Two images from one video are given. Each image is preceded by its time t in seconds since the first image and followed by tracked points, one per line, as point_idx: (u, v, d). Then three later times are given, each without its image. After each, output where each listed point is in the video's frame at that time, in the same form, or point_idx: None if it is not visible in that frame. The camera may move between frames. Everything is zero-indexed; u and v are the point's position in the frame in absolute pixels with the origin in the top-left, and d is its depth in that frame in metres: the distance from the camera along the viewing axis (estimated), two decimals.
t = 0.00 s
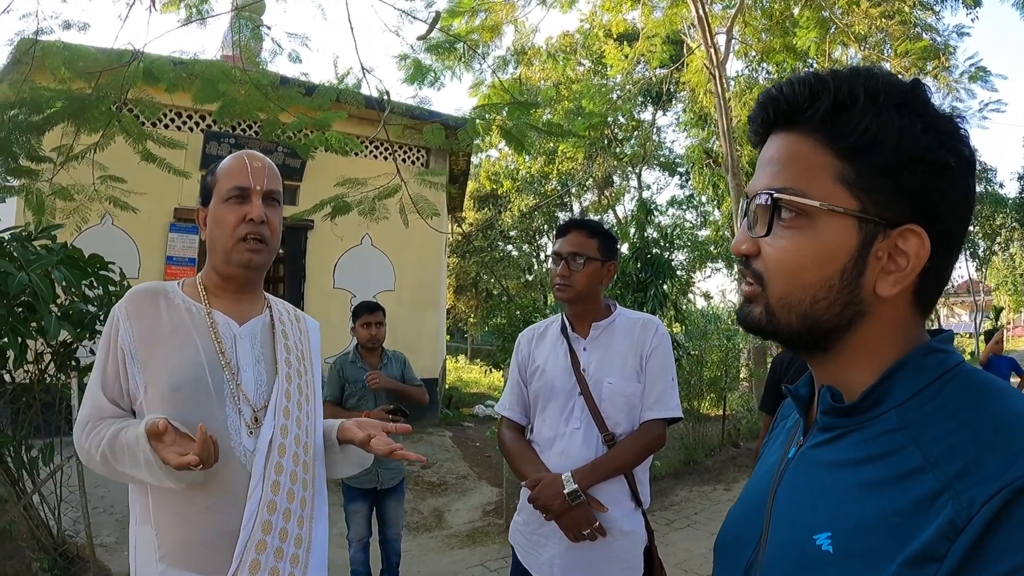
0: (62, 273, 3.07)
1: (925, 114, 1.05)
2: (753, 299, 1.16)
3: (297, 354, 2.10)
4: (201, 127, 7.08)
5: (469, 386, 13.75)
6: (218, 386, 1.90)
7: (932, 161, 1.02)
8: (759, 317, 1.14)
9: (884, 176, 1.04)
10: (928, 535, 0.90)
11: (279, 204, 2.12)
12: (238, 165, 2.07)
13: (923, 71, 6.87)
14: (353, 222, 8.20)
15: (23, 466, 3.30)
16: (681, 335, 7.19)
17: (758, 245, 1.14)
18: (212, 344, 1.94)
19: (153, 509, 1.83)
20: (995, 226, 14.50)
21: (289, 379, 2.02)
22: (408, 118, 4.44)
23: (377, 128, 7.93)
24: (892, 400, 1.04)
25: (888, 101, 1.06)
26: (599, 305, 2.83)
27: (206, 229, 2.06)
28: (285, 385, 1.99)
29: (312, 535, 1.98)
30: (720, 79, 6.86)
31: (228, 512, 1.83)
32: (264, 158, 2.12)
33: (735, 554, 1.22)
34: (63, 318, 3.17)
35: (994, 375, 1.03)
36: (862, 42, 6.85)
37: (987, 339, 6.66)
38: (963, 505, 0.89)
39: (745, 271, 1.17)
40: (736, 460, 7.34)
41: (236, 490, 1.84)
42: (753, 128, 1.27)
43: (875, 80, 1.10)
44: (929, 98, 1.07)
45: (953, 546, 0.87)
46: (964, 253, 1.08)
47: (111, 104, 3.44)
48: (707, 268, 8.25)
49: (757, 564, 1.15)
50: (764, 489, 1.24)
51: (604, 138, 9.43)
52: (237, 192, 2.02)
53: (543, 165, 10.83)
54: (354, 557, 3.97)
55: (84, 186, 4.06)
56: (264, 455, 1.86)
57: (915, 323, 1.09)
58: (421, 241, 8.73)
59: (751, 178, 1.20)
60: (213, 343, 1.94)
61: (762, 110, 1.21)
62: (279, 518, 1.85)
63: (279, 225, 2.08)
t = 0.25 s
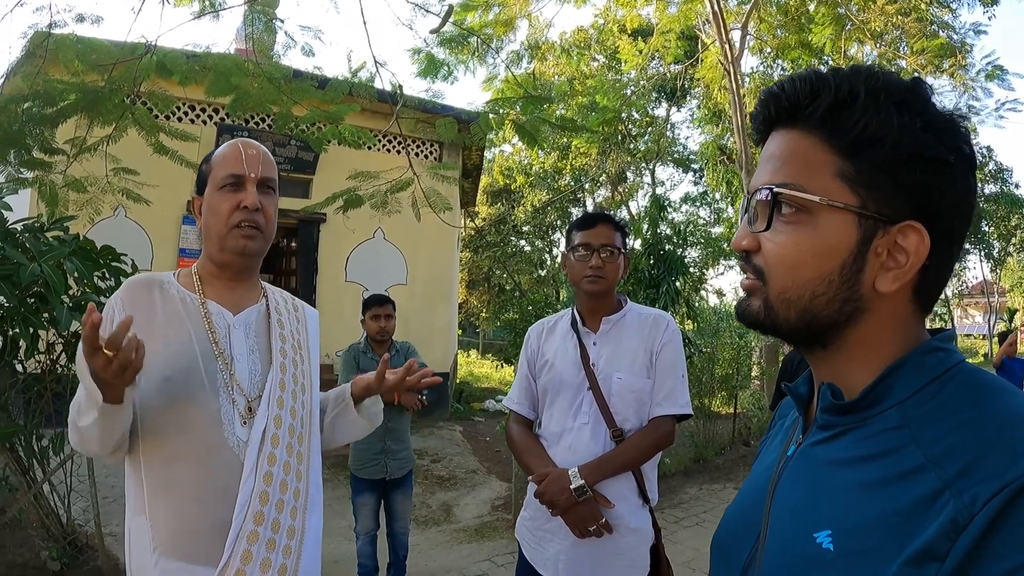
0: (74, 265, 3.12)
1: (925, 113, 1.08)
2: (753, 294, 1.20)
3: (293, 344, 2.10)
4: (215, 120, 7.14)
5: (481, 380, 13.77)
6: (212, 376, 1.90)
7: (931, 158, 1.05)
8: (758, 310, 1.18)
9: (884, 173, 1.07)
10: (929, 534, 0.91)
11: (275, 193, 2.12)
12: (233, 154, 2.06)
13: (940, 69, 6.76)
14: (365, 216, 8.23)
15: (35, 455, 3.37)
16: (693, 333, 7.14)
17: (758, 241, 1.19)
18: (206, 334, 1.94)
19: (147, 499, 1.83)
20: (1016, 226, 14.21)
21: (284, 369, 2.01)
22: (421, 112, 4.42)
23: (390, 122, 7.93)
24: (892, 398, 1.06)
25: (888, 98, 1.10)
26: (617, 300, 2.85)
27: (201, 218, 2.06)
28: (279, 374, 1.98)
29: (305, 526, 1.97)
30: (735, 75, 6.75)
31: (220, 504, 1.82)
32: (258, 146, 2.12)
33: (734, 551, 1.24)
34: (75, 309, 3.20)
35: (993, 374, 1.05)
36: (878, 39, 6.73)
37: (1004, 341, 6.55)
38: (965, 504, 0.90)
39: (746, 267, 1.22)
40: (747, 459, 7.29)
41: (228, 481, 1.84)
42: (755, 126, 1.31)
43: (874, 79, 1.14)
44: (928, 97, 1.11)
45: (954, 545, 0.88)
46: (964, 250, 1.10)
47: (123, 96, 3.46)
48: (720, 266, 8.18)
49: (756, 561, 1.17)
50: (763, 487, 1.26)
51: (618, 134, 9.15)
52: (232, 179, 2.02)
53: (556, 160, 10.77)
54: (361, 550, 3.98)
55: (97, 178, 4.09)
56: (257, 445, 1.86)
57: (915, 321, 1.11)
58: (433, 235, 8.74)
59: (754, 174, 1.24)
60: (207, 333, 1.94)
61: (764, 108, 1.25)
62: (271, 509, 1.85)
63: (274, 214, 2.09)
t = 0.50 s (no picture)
0: (87, 265, 3.18)
1: (920, 112, 1.08)
2: (750, 294, 1.19)
3: (288, 342, 2.10)
4: (227, 121, 7.20)
5: (493, 380, 13.77)
6: (207, 374, 1.90)
7: (926, 157, 1.05)
8: (755, 308, 1.17)
9: (878, 172, 1.07)
10: (929, 534, 0.89)
11: (267, 190, 2.09)
12: (224, 151, 2.05)
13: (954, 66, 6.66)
14: (377, 215, 8.25)
15: (48, 453, 3.42)
16: (705, 333, 7.09)
17: (755, 241, 1.18)
18: (201, 333, 1.96)
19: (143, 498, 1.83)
20: None
21: (279, 367, 2.02)
22: (432, 112, 4.41)
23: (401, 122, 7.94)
24: (891, 398, 1.04)
25: (881, 98, 1.10)
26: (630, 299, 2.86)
27: (194, 218, 2.07)
28: (274, 372, 1.99)
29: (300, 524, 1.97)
30: (748, 73, 6.65)
31: (215, 501, 1.83)
32: (250, 143, 2.09)
33: (734, 554, 1.23)
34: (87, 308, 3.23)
35: (993, 374, 1.03)
36: (891, 36, 6.64)
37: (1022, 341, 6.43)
38: (964, 503, 0.88)
39: (744, 267, 1.21)
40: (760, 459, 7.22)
41: (222, 479, 1.84)
42: (751, 130, 1.31)
43: (868, 80, 1.14)
44: (923, 96, 1.10)
45: (954, 545, 0.87)
46: (961, 250, 1.09)
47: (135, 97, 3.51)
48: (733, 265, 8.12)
49: (754, 563, 1.16)
50: (763, 489, 1.25)
51: (630, 133, 9.03)
52: (223, 178, 2.01)
53: (568, 159, 10.73)
54: (372, 549, 3.99)
55: (111, 179, 4.14)
56: (251, 444, 1.87)
57: (914, 321, 1.10)
58: (445, 234, 8.75)
59: (751, 176, 1.24)
60: (202, 333, 1.95)
61: (759, 111, 1.25)
62: (265, 508, 1.85)
63: (267, 212, 2.07)
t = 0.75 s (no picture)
0: (97, 269, 3.25)
1: (917, 111, 1.07)
2: (750, 297, 1.19)
3: (281, 344, 2.10)
4: (236, 124, 7.26)
5: (504, 381, 13.76)
6: (200, 377, 1.91)
7: (924, 156, 1.04)
8: (754, 311, 1.17)
9: (877, 172, 1.06)
10: (930, 535, 0.89)
11: (258, 191, 2.09)
12: (213, 153, 2.05)
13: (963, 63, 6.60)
14: (386, 217, 8.27)
15: (58, 456, 3.47)
16: (716, 333, 7.05)
17: (754, 244, 1.18)
18: (193, 336, 1.95)
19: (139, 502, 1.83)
20: None
21: (272, 369, 2.02)
22: (440, 113, 4.40)
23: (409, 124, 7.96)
24: (892, 399, 1.03)
25: (877, 98, 1.10)
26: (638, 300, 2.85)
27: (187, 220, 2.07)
28: (267, 375, 1.99)
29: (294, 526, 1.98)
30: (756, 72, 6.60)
31: (209, 503, 1.84)
32: (239, 144, 2.10)
33: (736, 556, 1.22)
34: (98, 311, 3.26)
35: (994, 373, 1.03)
36: (899, 34, 6.58)
37: None
38: (965, 504, 0.88)
39: (743, 270, 1.20)
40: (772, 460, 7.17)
41: (219, 481, 1.85)
42: (748, 131, 1.30)
43: (864, 80, 1.13)
44: (919, 94, 1.10)
45: (955, 546, 0.87)
46: (961, 250, 1.09)
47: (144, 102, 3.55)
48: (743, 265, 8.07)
49: (756, 567, 1.14)
50: (765, 490, 1.23)
51: (641, 133, 9.16)
52: (214, 180, 2.01)
53: (577, 160, 10.71)
54: (382, 551, 3.99)
55: (121, 184, 4.19)
56: (246, 445, 1.87)
57: (914, 320, 1.10)
58: (454, 236, 8.75)
59: (749, 178, 1.23)
60: (194, 335, 1.95)
61: (756, 112, 1.24)
62: (260, 510, 1.86)
63: (258, 213, 2.07)
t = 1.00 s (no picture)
0: (109, 270, 3.28)
1: (915, 112, 1.07)
2: (750, 298, 1.18)
3: (279, 343, 2.13)
4: (247, 127, 7.31)
5: (515, 382, 13.76)
6: (200, 378, 1.91)
7: (923, 157, 1.04)
8: (754, 312, 1.16)
9: (875, 173, 1.06)
10: (930, 536, 0.89)
11: (256, 192, 2.10)
12: (212, 155, 2.06)
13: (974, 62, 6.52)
14: (397, 219, 8.29)
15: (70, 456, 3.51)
16: (727, 334, 7.00)
17: (753, 246, 1.17)
18: (193, 337, 1.96)
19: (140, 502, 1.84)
20: None
21: (271, 369, 2.04)
22: (450, 115, 4.40)
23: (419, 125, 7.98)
24: (893, 399, 1.03)
25: (875, 99, 1.09)
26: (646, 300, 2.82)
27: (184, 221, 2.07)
28: (266, 374, 2.01)
29: (294, 524, 2.00)
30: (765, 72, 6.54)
31: (211, 502, 1.84)
32: (237, 145, 2.10)
33: (739, 555, 1.22)
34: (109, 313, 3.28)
35: (995, 372, 1.02)
36: (909, 33, 6.51)
37: None
38: (965, 504, 0.87)
39: (743, 272, 1.20)
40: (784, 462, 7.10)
41: (220, 480, 1.86)
42: (747, 133, 1.30)
43: (862, 81, 1.13)
44: (918, 95, 1.10)
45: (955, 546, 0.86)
46: (961, 250, 1.08)
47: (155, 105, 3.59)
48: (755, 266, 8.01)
49: (760, 565, 1.15)
50: (766, 491, 1.24)
51: (651, 134, 9.15)
52: (212, 181, 2.02)
53: (588, 161, 10.68)
54: (392, 551, 3.99)
55: (132, 187, 4.23)
56: (246, 444, 1.89)
57: (915, 321, 1.09)
58: (464, 238, 8.76)
59: (747, 180, 1.23)
60: (193, 337, 1.96)
61: (755, 114, 1.24)
62: (262, 509, 1.88)
63: (256, 213, 2.08)
